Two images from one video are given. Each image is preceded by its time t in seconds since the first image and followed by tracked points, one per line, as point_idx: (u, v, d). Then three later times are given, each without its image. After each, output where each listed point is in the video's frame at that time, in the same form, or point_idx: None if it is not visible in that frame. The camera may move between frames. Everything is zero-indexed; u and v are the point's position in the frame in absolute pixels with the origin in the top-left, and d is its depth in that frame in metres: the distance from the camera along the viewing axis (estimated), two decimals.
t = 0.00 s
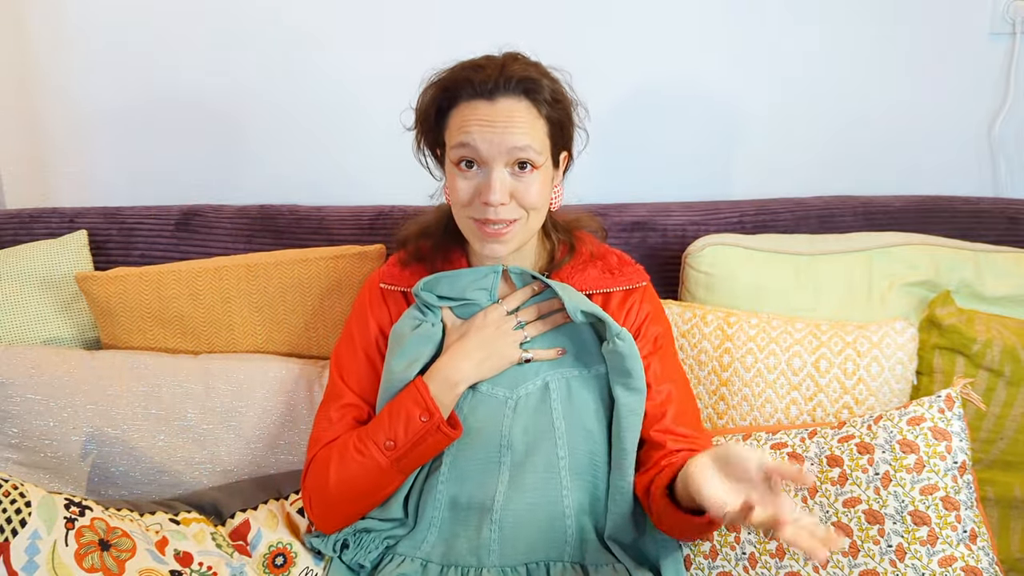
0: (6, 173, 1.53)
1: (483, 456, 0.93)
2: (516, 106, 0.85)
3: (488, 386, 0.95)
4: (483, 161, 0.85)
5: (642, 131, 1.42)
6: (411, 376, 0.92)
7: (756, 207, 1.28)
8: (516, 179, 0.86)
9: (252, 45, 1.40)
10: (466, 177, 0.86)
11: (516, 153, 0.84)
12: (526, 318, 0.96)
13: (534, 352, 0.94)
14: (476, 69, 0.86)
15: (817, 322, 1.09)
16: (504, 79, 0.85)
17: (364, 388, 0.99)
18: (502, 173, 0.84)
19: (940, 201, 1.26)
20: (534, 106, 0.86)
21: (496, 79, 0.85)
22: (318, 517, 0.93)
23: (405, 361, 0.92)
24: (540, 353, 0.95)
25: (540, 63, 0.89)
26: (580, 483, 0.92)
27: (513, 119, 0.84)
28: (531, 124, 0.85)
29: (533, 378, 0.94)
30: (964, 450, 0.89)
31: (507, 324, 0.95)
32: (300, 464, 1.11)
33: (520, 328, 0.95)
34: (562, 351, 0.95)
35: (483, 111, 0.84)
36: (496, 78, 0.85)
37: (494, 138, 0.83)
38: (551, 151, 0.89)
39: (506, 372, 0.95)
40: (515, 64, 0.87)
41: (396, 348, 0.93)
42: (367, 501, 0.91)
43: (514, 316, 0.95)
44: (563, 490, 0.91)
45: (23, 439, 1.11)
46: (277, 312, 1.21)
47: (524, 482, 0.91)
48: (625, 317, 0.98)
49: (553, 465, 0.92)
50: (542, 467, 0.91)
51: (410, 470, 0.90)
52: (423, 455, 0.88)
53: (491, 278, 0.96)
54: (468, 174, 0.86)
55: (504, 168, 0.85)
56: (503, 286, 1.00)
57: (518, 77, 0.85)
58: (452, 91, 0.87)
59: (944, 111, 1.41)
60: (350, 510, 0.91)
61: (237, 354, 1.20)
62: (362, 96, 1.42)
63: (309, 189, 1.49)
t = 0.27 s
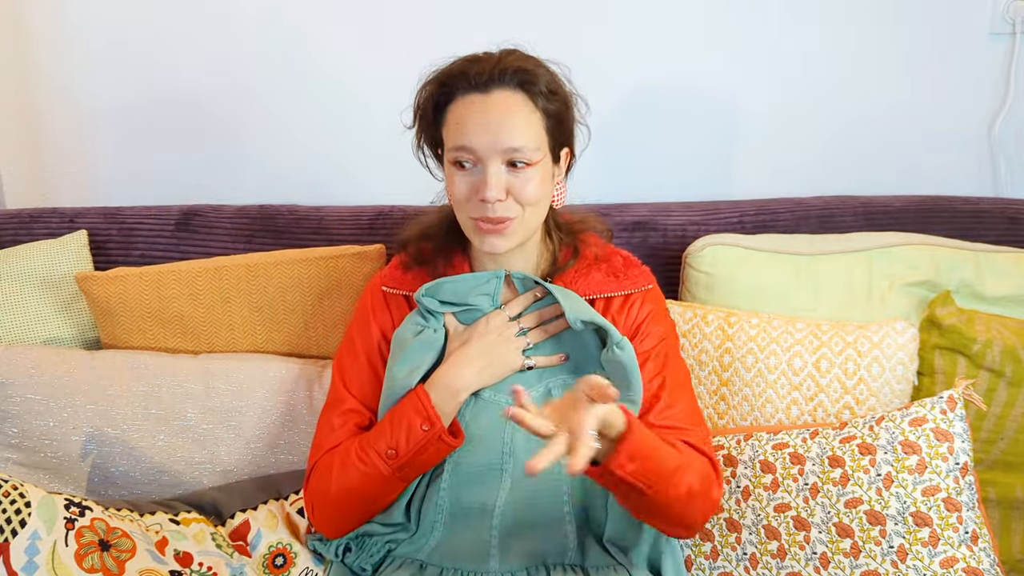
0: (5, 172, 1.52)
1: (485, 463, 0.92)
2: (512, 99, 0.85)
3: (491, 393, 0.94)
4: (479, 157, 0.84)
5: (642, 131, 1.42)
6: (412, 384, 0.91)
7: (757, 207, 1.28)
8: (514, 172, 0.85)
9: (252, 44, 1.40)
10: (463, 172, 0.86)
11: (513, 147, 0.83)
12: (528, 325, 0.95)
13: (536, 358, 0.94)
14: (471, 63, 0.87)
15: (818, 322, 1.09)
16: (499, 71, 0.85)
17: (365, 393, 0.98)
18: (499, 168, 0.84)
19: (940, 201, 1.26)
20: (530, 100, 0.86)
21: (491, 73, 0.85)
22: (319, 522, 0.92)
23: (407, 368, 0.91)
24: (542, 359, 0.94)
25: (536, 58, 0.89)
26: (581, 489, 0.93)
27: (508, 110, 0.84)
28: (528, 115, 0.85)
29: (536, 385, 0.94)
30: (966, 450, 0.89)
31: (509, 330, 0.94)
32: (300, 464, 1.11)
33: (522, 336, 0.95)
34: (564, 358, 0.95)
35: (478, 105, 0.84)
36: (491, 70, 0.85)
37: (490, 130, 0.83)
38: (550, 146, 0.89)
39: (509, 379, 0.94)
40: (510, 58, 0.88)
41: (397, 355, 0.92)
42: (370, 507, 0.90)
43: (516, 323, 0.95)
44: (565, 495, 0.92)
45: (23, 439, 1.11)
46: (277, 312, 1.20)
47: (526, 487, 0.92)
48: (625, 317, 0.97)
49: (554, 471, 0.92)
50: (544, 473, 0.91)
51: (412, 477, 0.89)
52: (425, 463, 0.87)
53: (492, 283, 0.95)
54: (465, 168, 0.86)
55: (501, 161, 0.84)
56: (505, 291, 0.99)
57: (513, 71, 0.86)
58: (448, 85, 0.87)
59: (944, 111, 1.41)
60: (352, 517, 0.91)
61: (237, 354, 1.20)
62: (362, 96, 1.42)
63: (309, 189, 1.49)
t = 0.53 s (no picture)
0: (6, 172, 1.52)
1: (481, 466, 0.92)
2: (503, 111, 0.84)
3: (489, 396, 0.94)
4: (469, 171, 0.84)
5: (642, 131, 1.42)
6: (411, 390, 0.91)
7: (757, 207, 1.28)
8: (504, 187, 0.85)
9: (252, 45, 1.40)
10: (454, 185, 0.86)
11: (502, 162, 0.83)
12: (525, 328, 0.94)
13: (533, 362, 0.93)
14: (464, 73, 0.86)
15: (818, 322, 1.09)
16: (490, 83, 0.84)
17: (364, 397, 0.98)
18: (489, 182, 0.84)
19: (940, 201, 1.26)
20: (522, 111, 0.85)
21: (482, 84, 0.84)
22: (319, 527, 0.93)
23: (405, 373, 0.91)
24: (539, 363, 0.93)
25: (531, 66, 0.88)
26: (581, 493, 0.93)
27: (498, 124, 0.83)
28: (518, 128, 0.84)
29: (533, 389, 0.94)
30: (966, 450, 0.89)
31: (506, 334, 0.93)
32: (300, 464, 1.11)
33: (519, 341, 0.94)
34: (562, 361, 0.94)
35: (469, 117, 0.84)
36: (482, 82, 0.85)
37: (479, 145, 0.83)
38: (544, 156, 0.88)
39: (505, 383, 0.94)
40: (504, 67, 0.86)
41: (395, 359, 0.91)
42: (369, 512, 0.90)
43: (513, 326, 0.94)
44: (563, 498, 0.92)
45: (23, 439, 1.11)
46: (277, 312, 1.20)
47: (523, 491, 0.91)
48: (619, 320, 0.96)
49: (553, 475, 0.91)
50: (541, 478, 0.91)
51: (411, 482, 0.89)
52: (422, 468, 0.87)
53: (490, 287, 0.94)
54: (456, 181, 0.86)
55: (491, 176, 0.84)
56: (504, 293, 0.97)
57: (505, 82, 0.85)
58: (439, 95, 0.87)
59: (944, 111, 1.41)
60: (351, 521, 0.91)
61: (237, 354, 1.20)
62: (362, 96, 1.42)
63: (309, 189, 1.49)
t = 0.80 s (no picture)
0: (6, 172, 1.52)
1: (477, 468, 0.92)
2: (502, 118, 0.84)
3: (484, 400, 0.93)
4: (468, 178, 0.84)
5: (642, 131, 1.42)
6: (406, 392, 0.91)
7: (757, 207, 1.28)
8: (502, 194, 0.85)
9: (252, 44, 1.40)
10: (453, 191, 0.86)
11: (501, 171, 0.83)
12: (522, 331, 0.93)
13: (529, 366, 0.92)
14: (464, 78, 0.86)
15: (818, 322, 1.09)
16: (490, 89, 0.84)
17: (362, 399, 0.98)
18: (487, 190, 0.84)
19: (939, 201, 1.26)
20: (521, 118, 0.85)
21: (482, 91, 0.84)
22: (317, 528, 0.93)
23: (400, 376, 0.90)
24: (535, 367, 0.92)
25: (533, 72, 0.87)
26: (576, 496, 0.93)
27: (497, 131, 0.83)
28: (517, 136, 0.84)
29: (529, 392, 0.93)
30: (967, 450, 0.89)
31: (502, 338, 0.92)
32: (300, 464, 1.11)
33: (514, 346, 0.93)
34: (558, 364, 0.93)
35: (468, 124, 0.83)
36: (482, 88, 0.84)
37: (478, 152, 0.82)
38: (543, 162, 0.88)
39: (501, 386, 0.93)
40: (505, 73, 0.86)
41: (391, 361, 0.91)
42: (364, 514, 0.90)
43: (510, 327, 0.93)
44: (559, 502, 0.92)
45: (23, 439, 1.11)
46: (277, 312, 1.20)
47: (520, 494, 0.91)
48: (613, 327, 0.95)
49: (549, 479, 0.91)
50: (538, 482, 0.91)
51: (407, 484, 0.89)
52: (418, 470, 0.87)
53: (487, 289, 0.93)
54: (454, 187, 0.86)
55: (489, 183, 0.84)
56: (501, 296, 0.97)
57: (505, 88, 0.84)
58: (439, 100, 0.87)
59: (944, 111, 1.41)
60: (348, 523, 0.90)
61: (237, 354, 1.20)
62: (362, 96, 1.42)
63: (309, 189, 1.49)
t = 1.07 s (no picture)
0: (6, 172, 1.52)
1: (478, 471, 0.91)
2: (504, 119, 0.84)
3: (485, 402, 0.92)
4: (470, 180, 0.84)
5: (642, 131, 1.42)
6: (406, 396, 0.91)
7: (757, 207, 1.28)
8: (506, 195, 0.85)
9: (252, 44, 1.40)
10: (455, 193, 0.86)
11: (504, 171, 0.83)
12: (521, 333, 0.93)
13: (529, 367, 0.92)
14: (463, 79, 0.85)
15: (818, 322, 1.09)
16: (490, 90, 0.84)
17: (362, 402, 0.98)
18: (490, 191, 0.83)
19: (939, 201, 1.26)
20: (523, 119, 0.85)
21: (483, 92, 0.84)
22: (318, 531, 0.93)
23: (401, 379, 0.90)
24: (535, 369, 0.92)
25: (531, 72, 0.87)
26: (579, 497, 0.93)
27: (500, 132, 0.83)
28: (519, 137, 0.84)
29: (529, 394, 0.92)
30: (967, 450, 0.89)
31: (502, 340, 0.92)
32: (300, 465, 1.11)
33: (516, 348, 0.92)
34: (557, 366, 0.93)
35: (470, 125, 0.83)
36: (482, 89, 0.84)
37: (480, 154, 0.82)
38: (544, 163, 0.88)
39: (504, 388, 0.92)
40: (504, 73, 0.86)
41: (391, 365, 0.91)
42: (368, 516, 0.90)
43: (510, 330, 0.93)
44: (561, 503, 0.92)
45: (23, 439, 1.11)
46: (277, 312, 1.20)
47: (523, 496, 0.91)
48: (616, 327, 0.96)
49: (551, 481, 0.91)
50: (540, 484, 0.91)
51: (409, 487, 0.89)
52: (419, 475, 0.87)
53: (486, 292, 0.93)
54: (456, 189, 0.85)
55: (492, 184, 0.83)
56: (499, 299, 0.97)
57: (506, 89, 0.84)
58: (439, 101, 0.86)
59: (944, 111, 1.41)
60: (351, 525, 0.91)
61: (237, 354, 1.20)
62: (362, 95, 1.42)
63: (309, 189, 1.49)
